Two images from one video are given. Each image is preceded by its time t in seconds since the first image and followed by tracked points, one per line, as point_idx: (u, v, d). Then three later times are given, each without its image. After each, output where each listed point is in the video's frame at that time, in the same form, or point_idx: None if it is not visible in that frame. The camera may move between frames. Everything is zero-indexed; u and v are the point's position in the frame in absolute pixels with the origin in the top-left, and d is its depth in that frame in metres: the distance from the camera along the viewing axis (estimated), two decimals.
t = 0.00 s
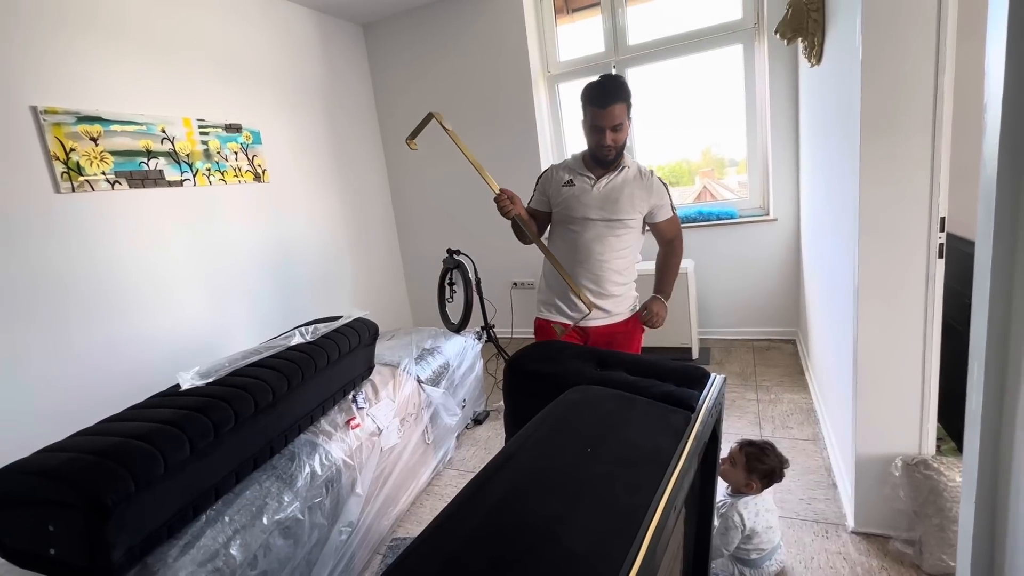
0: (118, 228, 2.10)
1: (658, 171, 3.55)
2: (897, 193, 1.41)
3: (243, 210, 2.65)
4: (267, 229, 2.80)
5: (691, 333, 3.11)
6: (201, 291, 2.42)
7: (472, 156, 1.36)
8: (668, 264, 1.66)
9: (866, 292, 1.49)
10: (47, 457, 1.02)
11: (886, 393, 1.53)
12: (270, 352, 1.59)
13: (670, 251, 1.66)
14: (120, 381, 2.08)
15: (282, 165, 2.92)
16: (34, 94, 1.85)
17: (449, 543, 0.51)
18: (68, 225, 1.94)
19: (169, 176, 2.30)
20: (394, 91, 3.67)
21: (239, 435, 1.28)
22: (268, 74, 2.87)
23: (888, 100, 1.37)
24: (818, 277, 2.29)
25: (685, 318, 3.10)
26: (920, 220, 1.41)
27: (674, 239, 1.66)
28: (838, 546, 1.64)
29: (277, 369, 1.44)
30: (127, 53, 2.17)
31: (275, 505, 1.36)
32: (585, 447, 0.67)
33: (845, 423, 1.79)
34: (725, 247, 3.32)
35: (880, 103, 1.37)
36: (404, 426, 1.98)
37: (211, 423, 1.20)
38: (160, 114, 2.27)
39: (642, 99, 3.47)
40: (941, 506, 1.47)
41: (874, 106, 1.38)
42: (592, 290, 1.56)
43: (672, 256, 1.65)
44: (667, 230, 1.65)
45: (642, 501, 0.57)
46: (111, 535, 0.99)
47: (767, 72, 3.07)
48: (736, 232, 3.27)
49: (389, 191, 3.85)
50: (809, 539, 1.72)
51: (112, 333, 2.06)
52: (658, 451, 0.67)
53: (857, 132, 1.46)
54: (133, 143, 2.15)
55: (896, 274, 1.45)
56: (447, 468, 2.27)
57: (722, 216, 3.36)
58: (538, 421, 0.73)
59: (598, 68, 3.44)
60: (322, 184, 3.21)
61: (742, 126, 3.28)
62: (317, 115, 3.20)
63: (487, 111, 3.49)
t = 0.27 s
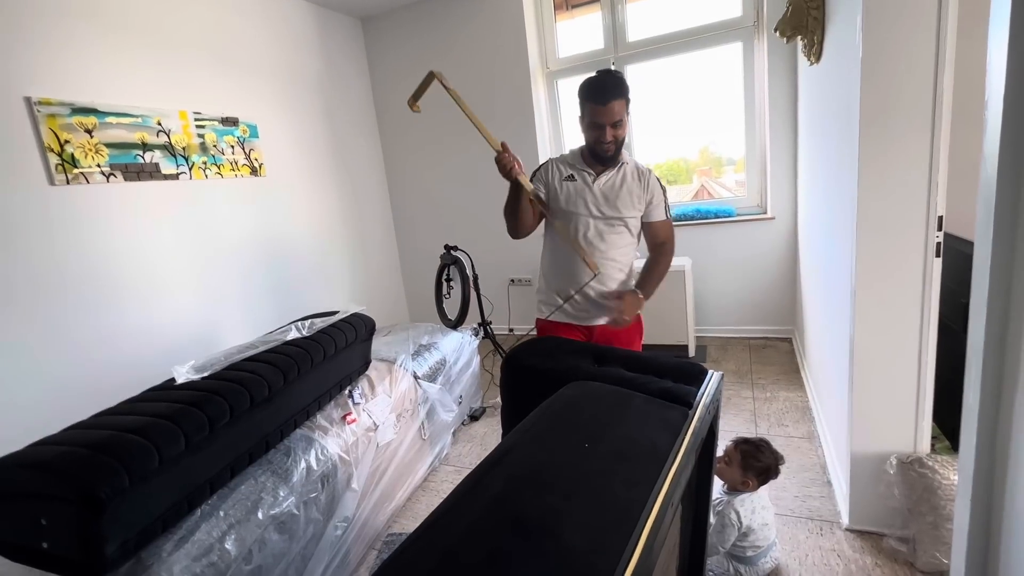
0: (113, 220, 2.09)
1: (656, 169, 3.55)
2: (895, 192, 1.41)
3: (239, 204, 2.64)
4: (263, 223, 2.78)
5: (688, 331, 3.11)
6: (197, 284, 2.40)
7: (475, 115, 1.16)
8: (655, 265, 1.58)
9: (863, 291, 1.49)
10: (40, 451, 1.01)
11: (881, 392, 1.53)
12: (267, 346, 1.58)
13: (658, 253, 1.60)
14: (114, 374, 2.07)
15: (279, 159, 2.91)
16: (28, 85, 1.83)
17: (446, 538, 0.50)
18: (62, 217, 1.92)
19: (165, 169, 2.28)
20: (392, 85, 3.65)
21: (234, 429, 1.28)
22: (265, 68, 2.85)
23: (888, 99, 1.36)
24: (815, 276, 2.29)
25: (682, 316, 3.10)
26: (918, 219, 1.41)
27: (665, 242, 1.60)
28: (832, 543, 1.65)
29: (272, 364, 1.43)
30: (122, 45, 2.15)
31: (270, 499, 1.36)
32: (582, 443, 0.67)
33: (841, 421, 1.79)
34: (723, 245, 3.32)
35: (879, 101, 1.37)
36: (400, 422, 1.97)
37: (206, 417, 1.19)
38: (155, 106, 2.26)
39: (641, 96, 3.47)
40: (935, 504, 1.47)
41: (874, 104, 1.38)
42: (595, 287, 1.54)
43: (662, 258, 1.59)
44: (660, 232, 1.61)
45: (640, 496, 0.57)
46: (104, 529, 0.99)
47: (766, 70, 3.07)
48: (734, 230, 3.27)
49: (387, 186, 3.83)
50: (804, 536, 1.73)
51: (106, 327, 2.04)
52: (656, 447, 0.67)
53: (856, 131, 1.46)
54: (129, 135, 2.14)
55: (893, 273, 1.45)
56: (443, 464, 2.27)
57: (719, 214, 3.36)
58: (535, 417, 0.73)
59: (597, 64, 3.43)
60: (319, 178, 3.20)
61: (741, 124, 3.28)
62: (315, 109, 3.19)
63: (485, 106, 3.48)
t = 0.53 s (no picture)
0: (117, 209, 2.09)
1: (660, 162, 3.53)
2: (903, 185, 1.40)
3: (242, 194, 2.63)
4: (267, 214, 2.78)
5: (691, 324, 3.11)
6: (200, 274, 2.41)
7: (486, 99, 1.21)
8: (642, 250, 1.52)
9: (869, 284, 1.48)
10: (47, 437, 1.02)
11: (886, 386, 1.53)
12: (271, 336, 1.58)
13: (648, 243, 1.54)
14: (118, 363, 2.08)
15: (282, 150, 2.90)
16: (32, 73, 1.83)
17: (455, 525, 0.50)
18: (65, 205, 1.92)
19: (169, 159, 2.28)
20: (396, 76, 3.63)
21: (239, 418, 1.28)
22: (269, 57, 2.84)
23: (897, 91, 1.35)
24: (821, 270, 2.28)
25: (685, 309, 3.10)
26: (926, 213, 1.40)
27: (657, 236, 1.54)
28: (834, 536, 1.65)
29: (276, 353, 1.43)
30: (125, 33, 2.13)
31: (274, 488, 1.36)
32: (589, 432, 0.66)
33: (845, 415, 1.79)
34: (727, 239, 3.31)
35: (889, 93, 1.36)
36: (404, 412, 1.98)
37: (212, 405, 1.19)
38: (159, 95, 2.25)
39: (646, 88, 3.44)
40: (939, 498, 1.47)
41: (883, 96, 1.37)
42: (598, 284, 1.52)
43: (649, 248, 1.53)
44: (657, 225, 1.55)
45: (648, 485, 0.57)
46: (110, 515, 0.99)
47: (773, 62, 3.05)
48: (738, 224, 3.26)
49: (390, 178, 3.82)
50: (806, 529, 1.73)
51: (110, 316, 2.05)
52: (663, 436, 0.66)
53: (865, 123, 1.45)
54: (132, 124, 2.13)
55: (900, 267, 1.44)
56: (446, 455, 2.27)
57: (724, 208, 3.34)
58: (542, 406, 0.73)
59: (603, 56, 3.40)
60: (322, 169, 3.19)
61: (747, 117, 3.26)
62: (318, 99, 3.17)
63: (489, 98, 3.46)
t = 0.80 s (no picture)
0: (116, 203, 2.08)
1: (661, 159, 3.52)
2: (905, 183, 1.39)
3: (242, 189, 2.62)
4: (267, 209, 2.78)
5: (691, 322, 3.11)
6: (199, 268, 2.40)
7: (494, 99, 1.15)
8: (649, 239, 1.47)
9: (870, 283, 1.48)
10: (45, 431, 1.02)
11: (885, 384, 1.53)
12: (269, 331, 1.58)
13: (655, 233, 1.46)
14: (116, 357, 2.08)
15: (282, 144, 2.89)
16: (31, 65, 1.82)
17: (453, 522, 0.50)
18: (64, 199, 1.92)
19: (168, 153, 2.27)
20: (397, 70, 3.61)
21: (237, 413, 1.28)
22: (269, 51, 2.82)
23: (901, 88, 1.34)
24: (822, 268, 2.28)
25: (685, 307, 3.09)
26: (927, 212, 1.39)
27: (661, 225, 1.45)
28: (832, 534, 1.65)
29: (275, 349, 1.43)
30: (124, 25, 2.12)
31: (273, 483, 1.36)
32: (589, 430, 0.66)
33: (844, 414, 1.79)
34: (728, 236, 3.30)
35: (892, 91, 1.35)
36: (403, 408, 1.97)
37: (210, 400, 1.19)
38: (158, 89, 2.24)
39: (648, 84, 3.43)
40: (937, 496, 1.47)
41: (887, 94, 1.36)
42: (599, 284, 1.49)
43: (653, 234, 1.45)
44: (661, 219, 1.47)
45: (647, 483, 0.57)
46: (108, 509, 0.99)
47: (775, 59, 3.03)
48: (739, 221, 3.25)
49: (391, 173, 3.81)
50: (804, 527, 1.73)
51: (109, 310, 2.05)
52: (663, 434, 0.66)
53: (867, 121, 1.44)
54: (131, 118, 2.12)
55: (900, 266, 1.44)
56: (445, 451, 2.27)
57: (725, 205, 3.34)
58: (541, 404, 0.73)
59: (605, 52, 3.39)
60: (322, 164, 3.18)
61: (748, 114, 3.25)
62: (319, 94, 3.16)
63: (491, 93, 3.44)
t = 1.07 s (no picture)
0: (114, 196, 2.08)
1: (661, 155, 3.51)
2: (904, 180, 1.39)
3: (240, 183, 2.62)
4: (265, 203, 2.77)
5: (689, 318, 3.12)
6: (198, 262, 2.40)
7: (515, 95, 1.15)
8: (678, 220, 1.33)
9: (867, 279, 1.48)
10: (44, 424, 1.02)
11: (881, 381, 1.54)
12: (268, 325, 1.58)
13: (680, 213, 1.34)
14: (114, 350, 2.08)
15: (281, 138, 2.88)
16: (28, 57, 1.81)
17: (449, 515, 0.50)
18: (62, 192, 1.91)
19: (167, 146, 2.26)
20: (397, 64, 3.60)
21: (235, 406, 1.28)
22: (268, 45, 2.81)
23: (901, 85, 1.34)
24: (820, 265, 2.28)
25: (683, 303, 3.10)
26: (925, 209, 1.40)
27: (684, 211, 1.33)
28: (827, 529, 1.66)
29: (273, 343, 1.43)
30: (123, 17, 2.11)
31: (272, 476, 1.37)
32: (585, 424, 0.67)
33: (840, 410, 1.80)
34: (727, 233, 3.30)
35: (893, 88, 1.35)
36: (401, 403, 1.98)
37: (209, 394, 1.19)
38: (156, 81, 2.23)
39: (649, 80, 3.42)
40: (932, 492, 1.48)
41: (887, 91, 1.36)
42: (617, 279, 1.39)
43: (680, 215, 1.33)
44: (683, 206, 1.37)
45: (643, 478, 0.57)
46: (107, 501, 1.00)
47: (776, 55, 3.03)
48: (738, 218, 3.25)
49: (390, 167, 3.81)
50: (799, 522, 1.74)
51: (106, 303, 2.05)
52: (659, 429, 0.67)
53: (867, 118, 1.44)
54: (130, 111, 2.11)
55: (897, 263, 1.44)
56: (443, 445, 2.28)
57: (724, 202, 3.34)
58: (538, 398, 0.73)
59: (606, 47, 3.38)
60: (321, 158, 3.17)
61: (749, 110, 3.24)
62: (318, 88, 3.15)
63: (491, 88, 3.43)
